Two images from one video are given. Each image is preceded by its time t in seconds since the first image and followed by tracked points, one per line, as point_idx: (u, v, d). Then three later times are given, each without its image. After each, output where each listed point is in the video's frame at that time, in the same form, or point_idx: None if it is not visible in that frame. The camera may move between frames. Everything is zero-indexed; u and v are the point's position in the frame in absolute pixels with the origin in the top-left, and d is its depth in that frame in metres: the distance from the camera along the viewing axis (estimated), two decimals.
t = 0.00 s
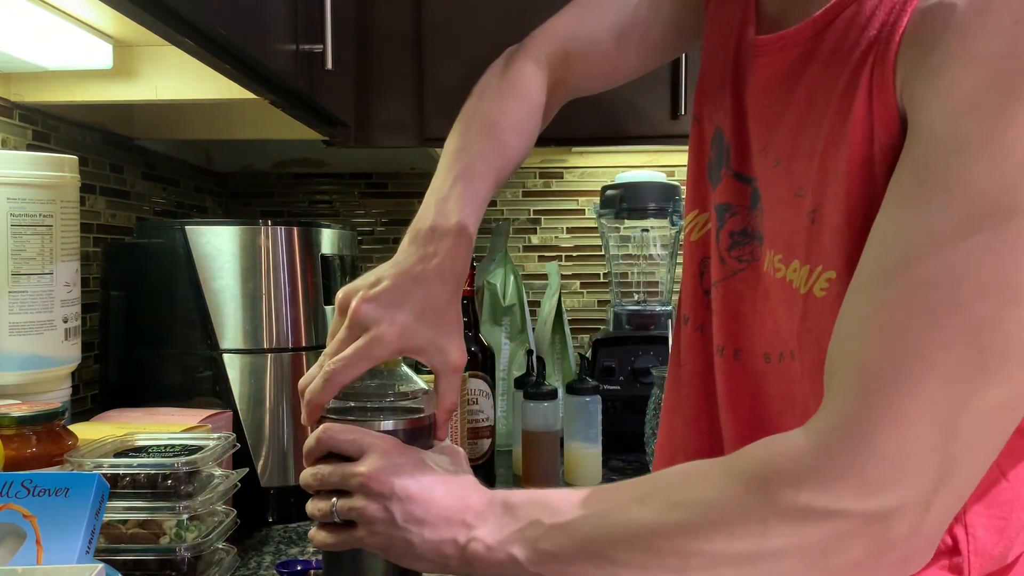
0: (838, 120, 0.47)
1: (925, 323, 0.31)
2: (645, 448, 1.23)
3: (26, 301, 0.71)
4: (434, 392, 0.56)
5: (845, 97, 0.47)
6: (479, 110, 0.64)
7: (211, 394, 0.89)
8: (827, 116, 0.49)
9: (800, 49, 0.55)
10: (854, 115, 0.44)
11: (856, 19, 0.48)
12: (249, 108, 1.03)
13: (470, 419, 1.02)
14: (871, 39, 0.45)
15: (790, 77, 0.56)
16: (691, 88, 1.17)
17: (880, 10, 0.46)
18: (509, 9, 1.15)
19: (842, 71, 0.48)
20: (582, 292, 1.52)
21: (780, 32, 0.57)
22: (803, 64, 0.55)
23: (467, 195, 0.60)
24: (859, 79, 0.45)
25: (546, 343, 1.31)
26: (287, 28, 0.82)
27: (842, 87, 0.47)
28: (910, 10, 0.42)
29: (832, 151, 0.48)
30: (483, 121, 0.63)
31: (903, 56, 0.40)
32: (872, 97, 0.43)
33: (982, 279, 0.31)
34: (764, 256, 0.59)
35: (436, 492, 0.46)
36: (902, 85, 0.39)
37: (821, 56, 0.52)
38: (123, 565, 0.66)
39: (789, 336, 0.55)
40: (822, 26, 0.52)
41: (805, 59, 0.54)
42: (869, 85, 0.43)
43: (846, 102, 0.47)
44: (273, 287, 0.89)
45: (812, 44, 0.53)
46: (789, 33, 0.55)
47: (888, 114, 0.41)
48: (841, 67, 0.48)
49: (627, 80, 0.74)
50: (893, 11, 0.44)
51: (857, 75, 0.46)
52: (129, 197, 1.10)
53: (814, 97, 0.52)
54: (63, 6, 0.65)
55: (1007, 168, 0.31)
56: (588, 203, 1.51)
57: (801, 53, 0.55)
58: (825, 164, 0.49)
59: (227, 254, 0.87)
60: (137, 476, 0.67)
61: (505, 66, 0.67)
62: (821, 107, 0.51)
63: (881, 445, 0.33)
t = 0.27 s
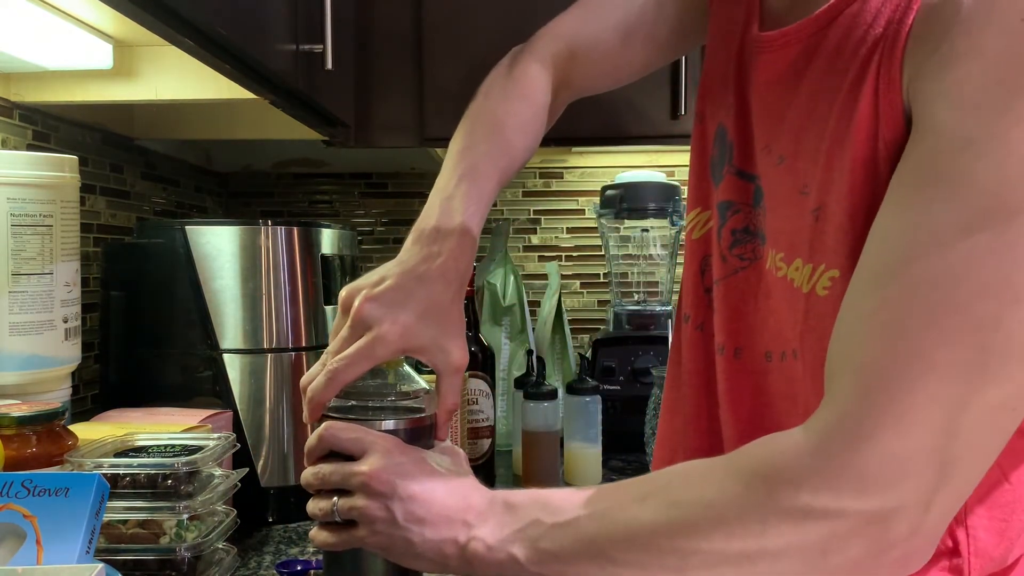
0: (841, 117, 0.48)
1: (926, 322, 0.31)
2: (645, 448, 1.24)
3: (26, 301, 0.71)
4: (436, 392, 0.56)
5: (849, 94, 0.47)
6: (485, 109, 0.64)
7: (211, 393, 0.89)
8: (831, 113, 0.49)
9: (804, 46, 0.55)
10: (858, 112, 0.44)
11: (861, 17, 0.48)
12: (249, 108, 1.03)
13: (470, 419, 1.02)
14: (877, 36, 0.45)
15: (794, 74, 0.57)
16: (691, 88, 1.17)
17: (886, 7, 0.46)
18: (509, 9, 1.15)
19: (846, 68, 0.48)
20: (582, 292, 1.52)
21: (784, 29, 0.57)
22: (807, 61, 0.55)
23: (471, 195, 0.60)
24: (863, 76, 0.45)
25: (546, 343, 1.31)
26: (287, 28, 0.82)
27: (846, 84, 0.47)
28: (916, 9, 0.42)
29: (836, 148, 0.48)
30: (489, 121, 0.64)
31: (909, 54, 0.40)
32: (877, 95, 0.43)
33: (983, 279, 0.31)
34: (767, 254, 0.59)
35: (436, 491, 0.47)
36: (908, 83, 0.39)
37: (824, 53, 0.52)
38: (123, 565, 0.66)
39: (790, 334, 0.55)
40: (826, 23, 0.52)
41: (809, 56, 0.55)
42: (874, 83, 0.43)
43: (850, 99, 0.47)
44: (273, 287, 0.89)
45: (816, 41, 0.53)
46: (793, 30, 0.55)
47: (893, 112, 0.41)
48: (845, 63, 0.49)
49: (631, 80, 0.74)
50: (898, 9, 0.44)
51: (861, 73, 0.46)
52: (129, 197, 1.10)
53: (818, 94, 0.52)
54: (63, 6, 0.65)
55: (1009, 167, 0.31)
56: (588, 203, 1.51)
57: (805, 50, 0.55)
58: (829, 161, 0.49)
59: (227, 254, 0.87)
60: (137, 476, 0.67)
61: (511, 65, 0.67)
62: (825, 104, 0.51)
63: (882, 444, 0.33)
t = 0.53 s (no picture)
0: (844, 116, 0.48)
1: (927, 321, 0.31)
2: (645, 448, 1.24)
3: (26, 300, 0.71)
4: (437, 392, 0.56)
5: (851, 93, 0.47)
6: (488, 110, 0.64)
7: (211, 393, 0.89)
8: (833, 112, 0.49)
9: (806, 44, 0.55)
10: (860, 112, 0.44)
11: (863, 16, 0.48)
12: (249, 108, 1.03)
13: (470, 419, 1.02)
14: (877, 35, 0.45)
15: (796, 73, 0.57)
16: (691, 88, 1.17)
17: (888, 6, 0.46)
18: (509, 9, 1.15)
19: (848, 67, 0.48)
20: (582, 292, 1.52)
21: (786, 28, 0.57)
22: (809, 60, 0.55)
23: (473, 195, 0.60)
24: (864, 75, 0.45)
25: (546, 343, 1.31)
26: (287, 28, 0.82)
27: (848, 83, 0.47)
28: (918, 7, 0.42)
29: (838, 147, 0.48)
30: (491, 121, 0.64)
31: (910, 53, 0.39)
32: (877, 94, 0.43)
33: (985, 278, 0.31)
34: (770, 254, 0.59)
35: (437, 491, 0.47)
36: (908, 82, 0.39)
37: (826, 52, 0.52)
38: (123, 565, 0.66)
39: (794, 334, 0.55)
40: (828, 22, 0.52)
41: (811, 55, 0.55)
42: (874, 82, 0.43)
43: (852, 98, 0.47)
44: (273, 287, 0.89)
45: (818, 39, 0.53)
46: (796, 29, 0.55)
47: (894, 111, 0.41)
48: (846, 62, 0.49)
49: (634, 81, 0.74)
50: (900, 7, 0.44)
51: (862, 71, 0.46)
52: (129, 197, 1.10)
53: (820, 93, 0.52)
54: (63, 5, 0.65)
55: (1011, 166, 0.31)
56: (588, 202, 1.50)
57: (807, 49, 0.55)
58: (832, 160, 0.49)
59: (227, 254, 0.87)
60: (137, 475, 0.67)
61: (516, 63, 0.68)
62: (827, 103, 0.51)
63: (883, 443, 0.33)
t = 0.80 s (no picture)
0: (845, 116, 0.48)
1: (927, 321, 0.31)
2: (645, 448, 1.24)
3: (26, 300, 0.71)
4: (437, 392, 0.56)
5: (852, 93, 0.47)
6: (490, 111, 0.64)
7: (211, 394, 0.89)
8: (835, 112, 0.49)
9: (808, 44, 0.55)
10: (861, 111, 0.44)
11: (865, 16, 0.48)
12: (250, 108, 1.03)
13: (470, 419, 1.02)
14: (879, 34, 0.45)
15: (798, 73, 0.57)
16: (691, 88, 1.17)
17: (890, 6, 0.46)
18: (509, 9, 1.15)
19: (850, 66, 0.48)
20: (582, 292, 1.52)
21: (788, 28, 0.57)
22: (812, 60, 0.55)
23: (473, 196, 0.60)
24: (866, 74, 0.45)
25: (546, 343, 1.31)
26: (287, 28, 0.82)
27: (850, 82, 0.47)
28: (920, 7, 0.42)
29: (840, 147, 0.48)
30: (494, 122, 0.64)
31: (911, 52, 0.40)
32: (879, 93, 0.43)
33: (985, 277, 0.31)
34: (773, 255, 0.59)
35: (436, 490, 0.47)
36: (910, 81, 0.39)
37: (828, 52, 0.52)
38: (123, 565, 0.66)
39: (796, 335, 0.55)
40: (830, 21, 0.52)
41: (813, 54, 0.55)
42: (876, 81, 0.43)
43: (853, 98, 0.47)
44: (273, 287, 0.89)
45: (820, 39, 0.54)
46: (798, 29, 0.55)
47: (896, 110, 0.41)
48: (848, 62, 0.49)
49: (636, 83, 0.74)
50: (902, 7, 0.44)
51: (863, 71, 0.46)
52: (129, 197, 1.10)
53: (822, 93, 0.52)
54: (64, 5, 0.65)
55: (1011, 166, 0.31)
56: (588, 202, 1.50)
57: (809, 49, 0.55)
58: (832, 160, 0.49)
59: (227, 254, 0.87)
60: (137, 475, 0.67)
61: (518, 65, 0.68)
62: (829, 103, 0.51)
63: (882, 443, 0.33)
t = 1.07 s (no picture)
0: (848, 114, 0.48)
1: (928, 322, 0.31)
2: (645, 448, 1.24)
3: (26, 300, 0.71)
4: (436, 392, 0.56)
5: (854, 91, 0.47)
6: (492, 110, 0.64)
7: (211, 394, 0.89)
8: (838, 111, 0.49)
9: (810, 42, 0.55)
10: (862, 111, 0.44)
11: (867, 14, 0.48)
12: (250, 108, 1.03)
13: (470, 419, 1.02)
14: (881, 32, 0.45)
15: (800, 72, 0.57)
16: (691, 88, 1.17)
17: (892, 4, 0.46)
18: (509, 9, 1.15)
19: (851, 65, 0.48)
20: (582, 292, 1.52)
21: (791, 27, 0.57)
22: (812, 59, 0.55)
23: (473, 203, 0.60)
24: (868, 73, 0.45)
25: (546, 343, 1.31)
26: (287, 28, 0.82)
27: (851, 81, 0.47)
28: (923, 5, 0.42)
29: (842, 146, 0.48)
30: (496, 121, 0.64)
31: (913, 52, 0.40)
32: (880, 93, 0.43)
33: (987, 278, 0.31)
34: (774, 255, 0.59)
35: (436, 490, 0.47)
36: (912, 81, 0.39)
37: (829, 51, 0.52)
38: (123, 565, 0.66)
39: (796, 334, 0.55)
40: (832, 19, 0.52)
41: (814, 53, 0.55)
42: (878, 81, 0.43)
43: (854, 96, 0.47)
44: (273, 287, 0.89)
45: (822, 37, 0.54)
46: (800, 28, 0.56)
47: (897, 109, 0.41)
48: (849, 60, 0.49)
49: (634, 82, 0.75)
50: (903, 6, 0.44)
51: (866, 70, 0.46)
52: (129, 197, 1.10)
53: (823, 91, 0.52)
54: (63, 6, 0.65)
55: (1010, 168, 0.31)
56: (588, 202, 1.50)
57: (811, 47, 0.55)
58: (834, 159, 0.49)
59: (227, 254, 0.87)
60: (137, 475, 0.67)
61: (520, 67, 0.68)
62: (830, 101, 0.51)
63: (883, 444, 0.33)
